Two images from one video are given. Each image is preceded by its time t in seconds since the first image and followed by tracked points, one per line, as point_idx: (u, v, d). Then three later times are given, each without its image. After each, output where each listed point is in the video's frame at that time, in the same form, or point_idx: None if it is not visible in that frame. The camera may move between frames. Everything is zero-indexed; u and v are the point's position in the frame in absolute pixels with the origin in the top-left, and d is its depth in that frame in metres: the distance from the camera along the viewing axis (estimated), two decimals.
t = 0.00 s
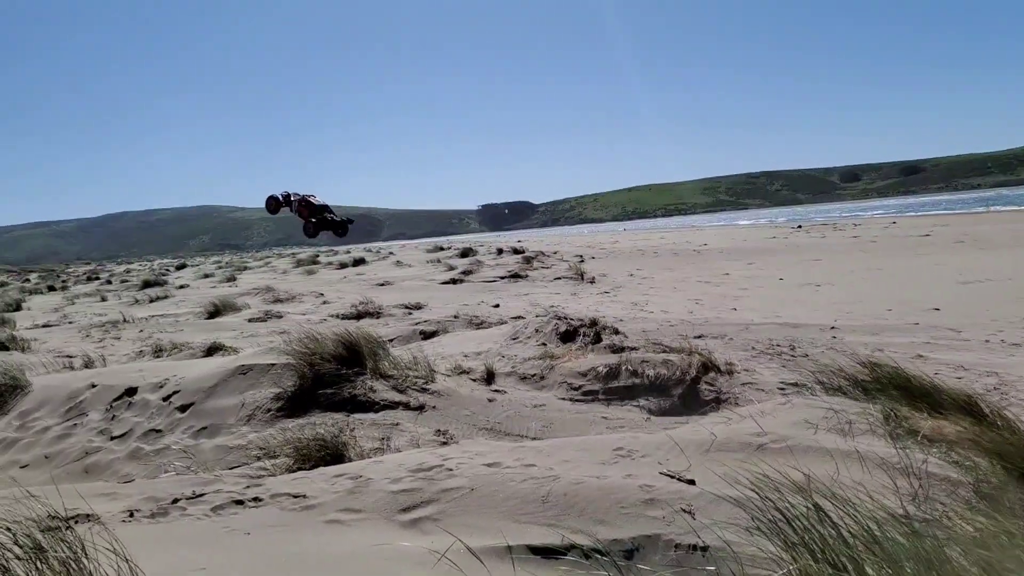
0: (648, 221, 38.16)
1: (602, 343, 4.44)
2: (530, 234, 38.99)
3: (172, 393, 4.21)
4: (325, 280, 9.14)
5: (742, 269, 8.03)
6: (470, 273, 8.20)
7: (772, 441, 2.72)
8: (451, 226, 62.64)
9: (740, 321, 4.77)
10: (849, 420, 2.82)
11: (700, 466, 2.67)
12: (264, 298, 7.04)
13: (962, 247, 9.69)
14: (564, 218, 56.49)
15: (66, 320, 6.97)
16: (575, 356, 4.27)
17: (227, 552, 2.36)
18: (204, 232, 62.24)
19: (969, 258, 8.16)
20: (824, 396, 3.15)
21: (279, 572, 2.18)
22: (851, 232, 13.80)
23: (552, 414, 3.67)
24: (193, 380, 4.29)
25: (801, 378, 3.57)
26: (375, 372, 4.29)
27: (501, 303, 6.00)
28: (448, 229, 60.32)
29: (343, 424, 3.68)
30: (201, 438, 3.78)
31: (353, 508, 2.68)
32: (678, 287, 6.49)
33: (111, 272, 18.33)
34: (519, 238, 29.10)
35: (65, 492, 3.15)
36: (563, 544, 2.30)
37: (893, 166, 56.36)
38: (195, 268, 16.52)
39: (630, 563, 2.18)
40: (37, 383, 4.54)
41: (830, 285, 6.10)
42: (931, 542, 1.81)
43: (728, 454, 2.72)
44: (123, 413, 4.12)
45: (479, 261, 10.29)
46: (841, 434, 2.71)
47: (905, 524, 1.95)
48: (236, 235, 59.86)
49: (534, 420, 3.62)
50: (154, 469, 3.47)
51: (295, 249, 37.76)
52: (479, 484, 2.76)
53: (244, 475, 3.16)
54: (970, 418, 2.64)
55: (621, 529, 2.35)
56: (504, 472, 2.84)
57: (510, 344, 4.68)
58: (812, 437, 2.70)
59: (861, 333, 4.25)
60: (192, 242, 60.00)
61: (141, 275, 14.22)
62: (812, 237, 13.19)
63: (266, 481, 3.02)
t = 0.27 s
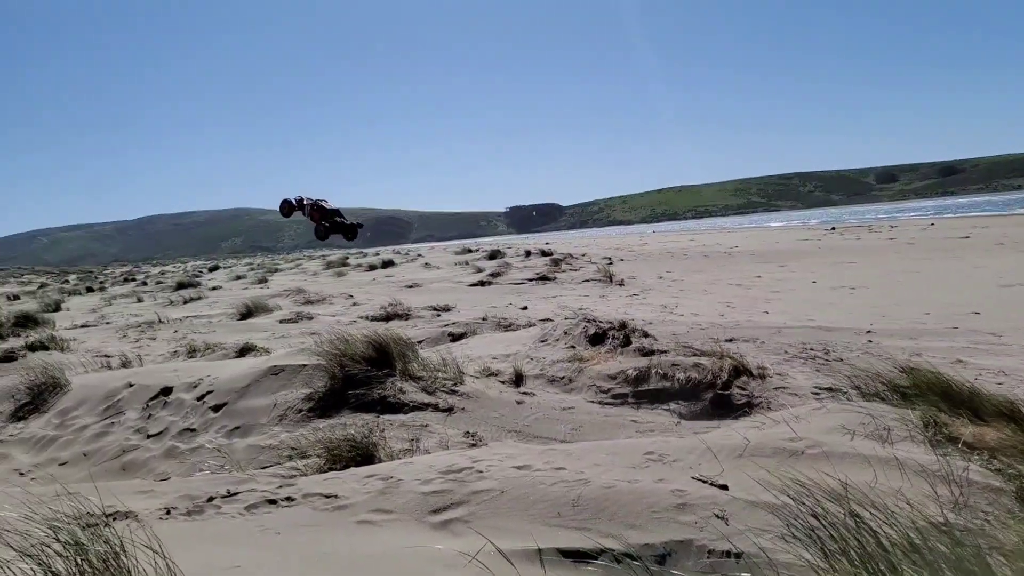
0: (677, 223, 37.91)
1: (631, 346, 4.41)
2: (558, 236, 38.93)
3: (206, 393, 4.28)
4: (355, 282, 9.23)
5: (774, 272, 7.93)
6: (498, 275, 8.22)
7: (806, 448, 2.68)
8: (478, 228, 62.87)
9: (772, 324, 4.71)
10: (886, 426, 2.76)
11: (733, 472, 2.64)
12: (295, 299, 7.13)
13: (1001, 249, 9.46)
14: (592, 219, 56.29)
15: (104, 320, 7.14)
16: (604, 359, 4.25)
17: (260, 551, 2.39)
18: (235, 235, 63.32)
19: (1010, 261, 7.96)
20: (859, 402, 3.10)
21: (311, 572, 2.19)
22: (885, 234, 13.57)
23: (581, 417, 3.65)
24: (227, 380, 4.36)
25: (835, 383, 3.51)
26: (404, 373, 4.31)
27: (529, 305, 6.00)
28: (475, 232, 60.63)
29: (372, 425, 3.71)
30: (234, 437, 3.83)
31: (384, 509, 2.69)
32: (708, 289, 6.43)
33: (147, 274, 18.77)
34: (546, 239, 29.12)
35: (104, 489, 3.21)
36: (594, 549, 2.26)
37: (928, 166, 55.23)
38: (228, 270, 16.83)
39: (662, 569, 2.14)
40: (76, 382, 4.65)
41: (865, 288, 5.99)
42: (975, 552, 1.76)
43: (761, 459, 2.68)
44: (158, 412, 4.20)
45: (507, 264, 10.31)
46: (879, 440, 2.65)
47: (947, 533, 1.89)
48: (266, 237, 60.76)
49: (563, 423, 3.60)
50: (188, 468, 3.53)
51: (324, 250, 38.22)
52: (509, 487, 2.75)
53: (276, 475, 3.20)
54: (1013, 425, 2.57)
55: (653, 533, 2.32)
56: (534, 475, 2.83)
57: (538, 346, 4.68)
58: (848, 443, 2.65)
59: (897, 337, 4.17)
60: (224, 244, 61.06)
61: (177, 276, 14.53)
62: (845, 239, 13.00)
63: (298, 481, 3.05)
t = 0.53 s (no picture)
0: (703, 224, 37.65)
1: (659, 347, 4.39)
2: (582, 237, 38.87)
3: (236, 393, 4.34)
4: (382, 283, 9.31)
5: (803, 273, 7.83)
6: (524, 276, 8.23)
7: (840, 453, 2.63)
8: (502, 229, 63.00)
9: (802, 326, 4.66)
10: (923, 431, 2.71)
11: (765, 476, 2.60)
12: (323, 300, 7.23)
13: None
14: (618, 220, 56.31)
15: (138, 320, 7.30)
16: (632, 360, 4.23)
17: (290, 550, 2.41)
18: (263, 237, 64.26)
19: None
20: (894, 406, 3.04)
21: (341, 572, 2.20)
22: (919, 235, 13.32)
23: (608, 419, 3.64)
24: (256, 380, 4.42)
25: (868, 387, 3.45)
26: (431, 374, 4.33)
27: (555, 306, 6.01)
28: (499, 233, 60.78)
29: (400, 426, 3.73)
30: (264, 437, 3.88)
31: (412, 510, 2.70)
32: (736, 291, 6.38)
33: (180, 275, 19.17)
34: (572, 241, 29.10)
35: (137, 487, 3.27)
36: (623, 553, 2.24)
37: (961, 166, 54.11)
38: (258, 271, 17.12)
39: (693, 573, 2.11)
40: (111, 381, 4.74)
41: (898, 290, 5.89)
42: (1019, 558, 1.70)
43: (793, 464, 2.65)
44: (190, 411, 4.26)
45: (532, 265, 10.33)
46: (915, 446, 2.60)
47: (989, 540, 1.84)
48: (293, 239, 61.56)
49: (590, 425, 3.59)
50: (219, 467, 3.58)
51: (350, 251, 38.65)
52: (537, 489, 2.74)
53: (306, 474, 3.23)
54: None
55: (683, 537, 2.30)
56: (563, 477, 2.82)
57: (565, 348, 4.67)
58: (883, 449, 2.60)
59: (932, 340, 4.09)
60: (252, 246, 61.99)
61: (209, 277, 14.82)
62: (877, 240, 12.81)
63: (327, 481, 3.07)
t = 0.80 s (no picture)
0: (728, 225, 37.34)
1: (686, 350, 4.35)
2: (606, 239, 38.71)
3: (264, 393, 4.38)
4: (407, 284, 9.36)
5: (833, 275, 7.71)
6: (548, 278, 8.23)
7: (873, 459, 2.59)
8: (525, 231, 63.01)
9: (832, 329, 4.58)
10: (960, 437, 2.65)
11: (796, 482, 2.56)
12: (349, 301, 7.29)
13: None
14: (643, 221, 56.14)
15: (168, 321, 7.43)
16: (658, 363, 4.20)
17: (318, 550, 2.43)
18: (289, 239, 65.01)
19: None
20: (929, 411, 2.98)
21: (369, 572, 2.21)
22: (952, 237, 13.05)
23: (634, 421, 3.61)
24: (284, 381, 4.46)
25: (901, 392, 3.39)
26: (457, 376, 4.34)
27: (580, 308, 5.98)
28: (522, 234, 60.82)
29: (426, 427, 3.74)
30: (291, 436, 3.92)
31: (439, 511, 2.71)
32: (764, 293, 6.30)
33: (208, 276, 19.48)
34: (597, 243, 29.03)
35: (169, 484, 3.32)
36: (651, 556, 2.22)
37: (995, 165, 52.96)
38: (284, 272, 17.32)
39: None
40: (142, 380, 4.83)
41: (932, 293, 5.77)
42: None
43: (825, 470, 2.60)
44: (219, 410, 4.32)
45: (557, 267, 10.31)
46: (951, 451, 2.55)
47: None
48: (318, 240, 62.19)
49: (616, 428, 3.57)
50: (248, 466, 3.62)
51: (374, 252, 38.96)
52: (564, 491, 2.73)
53: (333, 474, 3.26)
54: None
55: (712, 540, 2.26)
56: (590, 479, 2.81)
57: (590, 350, 4.65)
58: (918, 455, 2.55)
59: (968, 343, 4.00)
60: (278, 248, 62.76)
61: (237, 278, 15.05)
62: (909, 242, 12.57)
63: (355, 481, 3.09)
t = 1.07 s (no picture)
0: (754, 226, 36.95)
1: (713, 353, 4.31)
2: (630, 240, 38.52)
3: (291, 392, 4.43)
4: (431, 285, 9.40)
5: (864, 277, 7.58)
6: (573, 279, 8.20)
7: (907, 466, 2.54)
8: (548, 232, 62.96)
9: (863, 332, 4.51)
10: (997, 444, 2.58)
11: (826, 488, 2.52)
12: (375, 301, 7.34)
13: None
14: (667, 222, 55.81)
15: (197, 320, 7.54)
16: (684, 365, 4.16)
17: (345, 549, 2.44)
18: (314, 240, 65.68)
19: None
20: (964, 417, 2.91)
21: (395, 572, 2.21)
22: (988, 239, 12.77)
23: (660, 424, 3.59)
24: (311, 380, 4.50)
25: (935, 397, 3.32)
26: (481, 377, 4.35)
27: (605, 310, 5.96)
28: (545, 236, 60.80)
29: (451, 427, 3.75)
30: (318, 435, 3.95)
31: (464, 512, 2.71)
32: (793, 295, 6.21)
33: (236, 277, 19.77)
34: (622, 244, 28.91)
35: (198, 481, 3.37)
36: (679, 559, 2.19)
37: None
38: (311, 273, 17.51)
39: None
40: (172, 378, 4.91)
41: (966, 296, 5.65)
42: None
43: (857, 476, 2.56)
44: (247, 409, 4.37)
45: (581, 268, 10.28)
46: (988, 458, 2.49)
47: None
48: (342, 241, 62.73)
49: (641, 430, 3.55)
50: (275, 464, 3.66)
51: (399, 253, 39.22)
52: (589, 494, 2.71)
53: (359, 474, 3.28)
54: None
55: (741, 544, 2.23)
56: (616, 482, 2.79)
57: (616, 352, 4.63)
58: (953, 462, 2.49)
59: (1004, 347, 3.91)
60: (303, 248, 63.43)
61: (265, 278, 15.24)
62: (943, 243, 12.32)
63: (381, 481, 3.11)
